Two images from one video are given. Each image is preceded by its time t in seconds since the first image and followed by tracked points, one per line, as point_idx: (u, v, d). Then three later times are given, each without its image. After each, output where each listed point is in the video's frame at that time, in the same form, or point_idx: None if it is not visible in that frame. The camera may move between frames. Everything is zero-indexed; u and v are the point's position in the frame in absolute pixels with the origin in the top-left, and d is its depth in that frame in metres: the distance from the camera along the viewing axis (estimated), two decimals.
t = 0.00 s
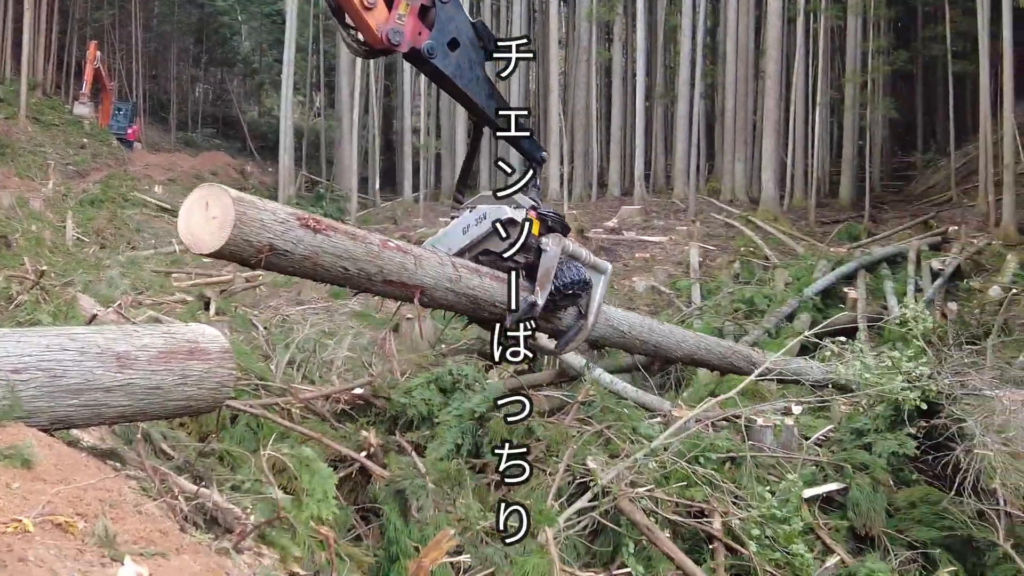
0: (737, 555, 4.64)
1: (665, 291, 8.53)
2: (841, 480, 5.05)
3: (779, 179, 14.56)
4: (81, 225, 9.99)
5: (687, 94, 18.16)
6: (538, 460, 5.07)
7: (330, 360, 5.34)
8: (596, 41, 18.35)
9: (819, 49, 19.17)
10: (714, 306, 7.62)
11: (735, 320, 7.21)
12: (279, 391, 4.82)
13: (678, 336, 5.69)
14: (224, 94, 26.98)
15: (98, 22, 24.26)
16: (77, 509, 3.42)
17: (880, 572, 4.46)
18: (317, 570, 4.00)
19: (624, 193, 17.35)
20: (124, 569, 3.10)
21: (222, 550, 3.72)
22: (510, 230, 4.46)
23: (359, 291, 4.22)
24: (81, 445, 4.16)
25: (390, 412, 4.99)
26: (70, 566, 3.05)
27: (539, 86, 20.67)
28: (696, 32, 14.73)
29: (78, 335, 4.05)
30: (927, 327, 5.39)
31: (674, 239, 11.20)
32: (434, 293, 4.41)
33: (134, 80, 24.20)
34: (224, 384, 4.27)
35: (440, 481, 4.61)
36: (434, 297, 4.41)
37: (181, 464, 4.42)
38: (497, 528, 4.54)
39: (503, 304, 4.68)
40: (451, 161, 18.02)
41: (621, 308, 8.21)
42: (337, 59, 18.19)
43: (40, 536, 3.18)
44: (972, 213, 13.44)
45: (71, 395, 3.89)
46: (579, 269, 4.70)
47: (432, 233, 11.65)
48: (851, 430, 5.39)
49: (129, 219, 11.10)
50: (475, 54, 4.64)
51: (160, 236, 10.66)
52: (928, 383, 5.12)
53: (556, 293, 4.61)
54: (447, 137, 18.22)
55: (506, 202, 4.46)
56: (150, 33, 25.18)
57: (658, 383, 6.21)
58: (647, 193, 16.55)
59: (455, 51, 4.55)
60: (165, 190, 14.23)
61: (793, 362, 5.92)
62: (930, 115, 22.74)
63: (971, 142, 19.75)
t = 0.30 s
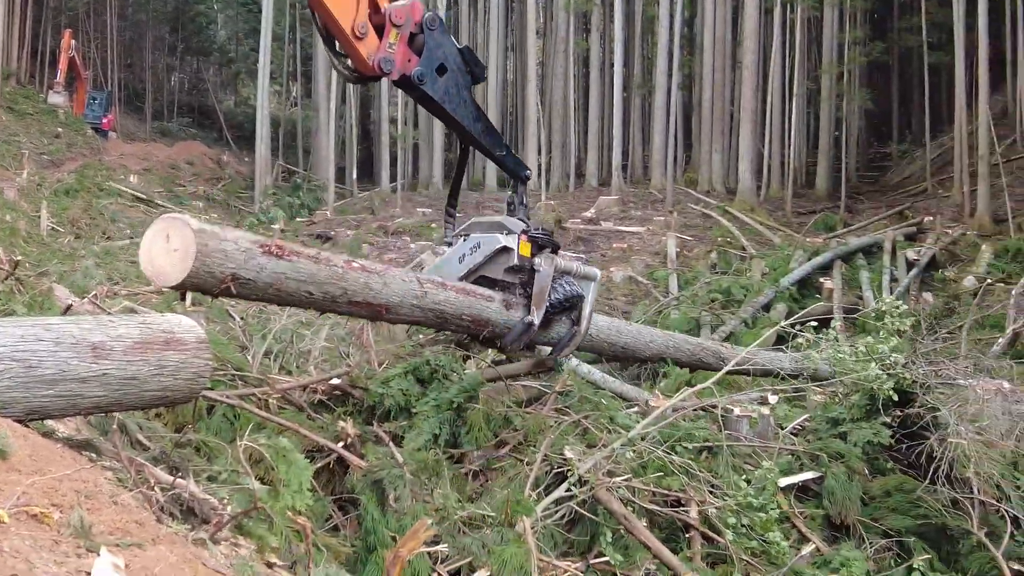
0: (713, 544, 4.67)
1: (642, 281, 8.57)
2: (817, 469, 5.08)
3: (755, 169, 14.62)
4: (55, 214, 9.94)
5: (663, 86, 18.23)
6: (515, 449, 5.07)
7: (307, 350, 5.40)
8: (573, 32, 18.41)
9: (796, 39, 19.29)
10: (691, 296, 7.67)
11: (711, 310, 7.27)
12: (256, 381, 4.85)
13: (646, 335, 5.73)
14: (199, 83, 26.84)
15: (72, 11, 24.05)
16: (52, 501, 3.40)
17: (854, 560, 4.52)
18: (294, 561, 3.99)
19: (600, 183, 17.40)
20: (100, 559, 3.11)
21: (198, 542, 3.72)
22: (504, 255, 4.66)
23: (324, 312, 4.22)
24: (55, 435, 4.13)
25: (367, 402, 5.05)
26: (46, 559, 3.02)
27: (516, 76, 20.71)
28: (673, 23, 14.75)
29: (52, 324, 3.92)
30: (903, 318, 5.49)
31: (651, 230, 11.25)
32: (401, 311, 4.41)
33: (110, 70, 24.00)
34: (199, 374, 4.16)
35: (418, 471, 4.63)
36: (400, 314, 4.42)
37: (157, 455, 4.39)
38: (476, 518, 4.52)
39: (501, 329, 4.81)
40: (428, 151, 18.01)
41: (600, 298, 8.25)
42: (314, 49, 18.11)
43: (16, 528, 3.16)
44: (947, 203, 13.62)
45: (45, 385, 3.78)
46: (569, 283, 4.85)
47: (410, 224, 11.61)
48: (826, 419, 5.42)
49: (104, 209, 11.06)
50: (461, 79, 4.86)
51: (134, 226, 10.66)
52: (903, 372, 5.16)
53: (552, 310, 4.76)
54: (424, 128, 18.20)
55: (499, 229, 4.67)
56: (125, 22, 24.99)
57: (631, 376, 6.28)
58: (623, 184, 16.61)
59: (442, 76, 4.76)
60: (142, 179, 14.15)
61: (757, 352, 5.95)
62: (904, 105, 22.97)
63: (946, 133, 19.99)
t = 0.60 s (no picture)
0: (690, 533, 4.70)
1: (620, 273, 8.62)
2: (792, 459, 5.12)
3: (734, 160, 14.67)
4: (29, 205, 9.90)
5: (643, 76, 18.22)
6: (493, 440, 5.10)
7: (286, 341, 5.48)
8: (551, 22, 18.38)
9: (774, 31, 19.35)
10: (670, 289, 7.78)
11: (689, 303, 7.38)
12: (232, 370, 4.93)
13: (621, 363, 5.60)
14: (176, 72, 26.64)
15: None
16: (27, 494, 3.40)
17: (830, 550, 4.56)
18: (271, 551, 3.98)
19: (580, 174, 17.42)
20: (73, 550, 3.10)
21: (173, 533, 3.72)
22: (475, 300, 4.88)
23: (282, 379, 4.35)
24: (27, 426, 4.11)
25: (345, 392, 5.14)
26: (20, 549, 3.01)
27: (496, 67, 20.68)
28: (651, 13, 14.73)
29: (19, 312, 3.49)
30: (879, 307, 5.54)
31: (630, 221, 11.29)
32: (361, 369, 4.51)
33: (86, 59, 23.82)
34: (176, 364, 3.81)
35: (395, 462, 4.66)
36: (360, 373, 4.52)
37: (133, 446, 4.38)
38: (453, 508, 4.53)
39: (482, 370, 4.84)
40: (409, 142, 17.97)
41: (577, 289, 8.29)
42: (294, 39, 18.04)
43: None
44: (924, 195, 13.73)
45: (19, 376, 3.36)
46: (543, 318, 4.99)
47: (388, 215, 11.59)
48: (803, 410, 5.46)
49: (79, 199, 11.01)
50: (429, 125, 4.90)
51: (111, 216, 10.64)
52: (878, 362, 5.25)
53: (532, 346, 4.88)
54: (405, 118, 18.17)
55: (467, 276, 4.93)
56: (101, 11, 24.78)
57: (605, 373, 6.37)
58: (602, 175, 16.63)
59: (412, 122, 4.82)
60: (119, 170, 14.07)
61: (727, 362, 5.91)
62: (881, 97, 23.12)
63: (922, 125, 20.14)
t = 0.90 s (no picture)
0: (667, 519, 4.72)
1: (598, 261, 8.64)
2: (770, 446, 5.15)
3: (712, 148, 14.71)
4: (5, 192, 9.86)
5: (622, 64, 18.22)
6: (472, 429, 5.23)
7: (262, 330, 5.48)
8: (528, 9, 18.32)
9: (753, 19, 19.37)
10: (648, 278, 7.87)
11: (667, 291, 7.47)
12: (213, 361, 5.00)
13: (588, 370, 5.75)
14: (153, 59, 26.44)
15: None
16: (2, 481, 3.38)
17: (806, 536, 4.59)
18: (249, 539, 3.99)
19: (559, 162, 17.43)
20: (48, 538, 3.11)
21: (149, 520, 3.71)
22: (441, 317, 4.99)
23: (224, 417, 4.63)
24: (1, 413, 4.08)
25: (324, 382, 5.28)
26: None
27: (475, 53, 20.64)
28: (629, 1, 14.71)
29: None
30: (855, 297, 5.63)
31: (609, 209, 11.32)
32: (310, 399, 4.73)
33: (62, 46, 23.63)
34: (151, 352, 3.76)
35: (374, 451, 4.75)
36: (308, 403, 4.74)
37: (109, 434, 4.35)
38: (431, 497, 4.55)
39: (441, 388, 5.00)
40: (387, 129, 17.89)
41: (554, 278, 8.33)
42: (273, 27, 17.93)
43: None
44: (900, 183, 13.82)
45: None
46: (508, 341, 5.12)
47: (367, 202, 11.56)
48: (779, 396, 5.48)
49: (55, 187, 10.97)
50: (412, 143, 4.91)
51: (88, 204, 10.62)
52: (855, 349, 5.26)
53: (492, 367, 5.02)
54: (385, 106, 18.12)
55: (436, 294, 5.03)
56: None
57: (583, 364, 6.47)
58: (582, 162, 16.65)
59: (395, 140, 4.82)
60: (95, 158, 13.98)
61: (697, 360, 5.87)
62: (860, 85, 23.22)
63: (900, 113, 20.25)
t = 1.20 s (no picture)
0: (651, 505, 4.73)
1: (582, 248, 8.64)
2: (754, 432, 5.17)
3: (697, 136, 14.74)
4: None
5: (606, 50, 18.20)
6: (458, 414, 5.23)
7: (246, 316, 5.47)
8: None
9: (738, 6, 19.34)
10: (633, 264, 7.88)
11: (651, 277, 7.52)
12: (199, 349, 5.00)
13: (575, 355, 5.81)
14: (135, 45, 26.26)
15: None
16: None
17: (789, 522, 4.60)
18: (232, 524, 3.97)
19: (543, 149, 17.43)
20: (32, 525, 3.02)
21: (133, 507, 3.64)
22: (427, 307, 5.04)
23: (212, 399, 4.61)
24: None
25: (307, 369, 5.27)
26: None
27: (460, 40, 20.58)
28: None
29: None
30: (838, 284, 5.61)
31: (594, 196, 11.33)
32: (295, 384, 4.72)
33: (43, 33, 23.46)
34: (136, 340, 3.69)
35: (357, 437, 4.75)
36: (294, 388, 4.75)
37: (92, 421, 4.30)
38: (416, 484, 4.55)
39: (427, 375, 5.12)
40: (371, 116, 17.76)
41: (539, 264, 8.32)
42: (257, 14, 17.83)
43: None
44: (883, 169, 13.86)
45: None
46: (494, 326, 5.19)
47: (350, 189, 11.53)
48: (763, 382, 5.53)
49: (36, 172, 10.90)
50: (395, 124, 4.96)
51: (70, 190, 10.56)
52: (838, 336, 5.29)
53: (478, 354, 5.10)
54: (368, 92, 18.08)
55: (422, 283, 5.06)
56: None
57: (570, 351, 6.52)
58: (566, 149, 16.66)
59: (378, 121, 4.85)
60: (77, 144, 13.86)
61: (681, 345, 5.95)
62: (845, 72, 23.26)
63: (883, 99, 20.30)
